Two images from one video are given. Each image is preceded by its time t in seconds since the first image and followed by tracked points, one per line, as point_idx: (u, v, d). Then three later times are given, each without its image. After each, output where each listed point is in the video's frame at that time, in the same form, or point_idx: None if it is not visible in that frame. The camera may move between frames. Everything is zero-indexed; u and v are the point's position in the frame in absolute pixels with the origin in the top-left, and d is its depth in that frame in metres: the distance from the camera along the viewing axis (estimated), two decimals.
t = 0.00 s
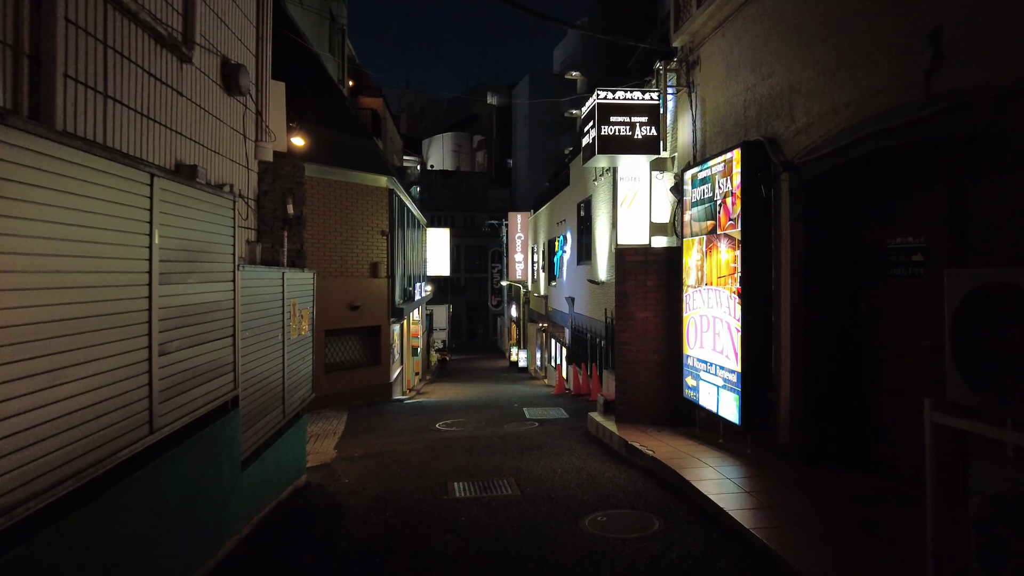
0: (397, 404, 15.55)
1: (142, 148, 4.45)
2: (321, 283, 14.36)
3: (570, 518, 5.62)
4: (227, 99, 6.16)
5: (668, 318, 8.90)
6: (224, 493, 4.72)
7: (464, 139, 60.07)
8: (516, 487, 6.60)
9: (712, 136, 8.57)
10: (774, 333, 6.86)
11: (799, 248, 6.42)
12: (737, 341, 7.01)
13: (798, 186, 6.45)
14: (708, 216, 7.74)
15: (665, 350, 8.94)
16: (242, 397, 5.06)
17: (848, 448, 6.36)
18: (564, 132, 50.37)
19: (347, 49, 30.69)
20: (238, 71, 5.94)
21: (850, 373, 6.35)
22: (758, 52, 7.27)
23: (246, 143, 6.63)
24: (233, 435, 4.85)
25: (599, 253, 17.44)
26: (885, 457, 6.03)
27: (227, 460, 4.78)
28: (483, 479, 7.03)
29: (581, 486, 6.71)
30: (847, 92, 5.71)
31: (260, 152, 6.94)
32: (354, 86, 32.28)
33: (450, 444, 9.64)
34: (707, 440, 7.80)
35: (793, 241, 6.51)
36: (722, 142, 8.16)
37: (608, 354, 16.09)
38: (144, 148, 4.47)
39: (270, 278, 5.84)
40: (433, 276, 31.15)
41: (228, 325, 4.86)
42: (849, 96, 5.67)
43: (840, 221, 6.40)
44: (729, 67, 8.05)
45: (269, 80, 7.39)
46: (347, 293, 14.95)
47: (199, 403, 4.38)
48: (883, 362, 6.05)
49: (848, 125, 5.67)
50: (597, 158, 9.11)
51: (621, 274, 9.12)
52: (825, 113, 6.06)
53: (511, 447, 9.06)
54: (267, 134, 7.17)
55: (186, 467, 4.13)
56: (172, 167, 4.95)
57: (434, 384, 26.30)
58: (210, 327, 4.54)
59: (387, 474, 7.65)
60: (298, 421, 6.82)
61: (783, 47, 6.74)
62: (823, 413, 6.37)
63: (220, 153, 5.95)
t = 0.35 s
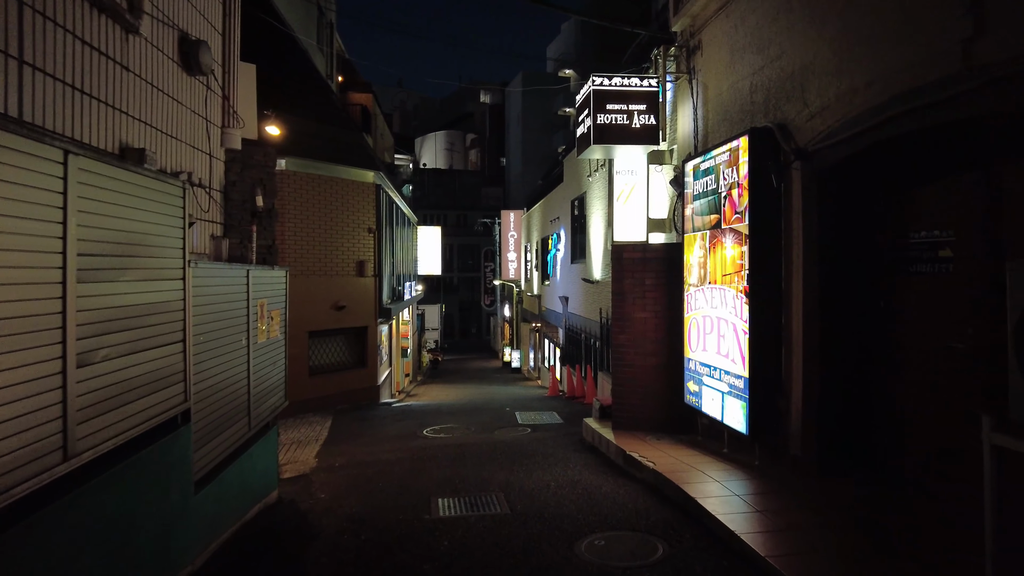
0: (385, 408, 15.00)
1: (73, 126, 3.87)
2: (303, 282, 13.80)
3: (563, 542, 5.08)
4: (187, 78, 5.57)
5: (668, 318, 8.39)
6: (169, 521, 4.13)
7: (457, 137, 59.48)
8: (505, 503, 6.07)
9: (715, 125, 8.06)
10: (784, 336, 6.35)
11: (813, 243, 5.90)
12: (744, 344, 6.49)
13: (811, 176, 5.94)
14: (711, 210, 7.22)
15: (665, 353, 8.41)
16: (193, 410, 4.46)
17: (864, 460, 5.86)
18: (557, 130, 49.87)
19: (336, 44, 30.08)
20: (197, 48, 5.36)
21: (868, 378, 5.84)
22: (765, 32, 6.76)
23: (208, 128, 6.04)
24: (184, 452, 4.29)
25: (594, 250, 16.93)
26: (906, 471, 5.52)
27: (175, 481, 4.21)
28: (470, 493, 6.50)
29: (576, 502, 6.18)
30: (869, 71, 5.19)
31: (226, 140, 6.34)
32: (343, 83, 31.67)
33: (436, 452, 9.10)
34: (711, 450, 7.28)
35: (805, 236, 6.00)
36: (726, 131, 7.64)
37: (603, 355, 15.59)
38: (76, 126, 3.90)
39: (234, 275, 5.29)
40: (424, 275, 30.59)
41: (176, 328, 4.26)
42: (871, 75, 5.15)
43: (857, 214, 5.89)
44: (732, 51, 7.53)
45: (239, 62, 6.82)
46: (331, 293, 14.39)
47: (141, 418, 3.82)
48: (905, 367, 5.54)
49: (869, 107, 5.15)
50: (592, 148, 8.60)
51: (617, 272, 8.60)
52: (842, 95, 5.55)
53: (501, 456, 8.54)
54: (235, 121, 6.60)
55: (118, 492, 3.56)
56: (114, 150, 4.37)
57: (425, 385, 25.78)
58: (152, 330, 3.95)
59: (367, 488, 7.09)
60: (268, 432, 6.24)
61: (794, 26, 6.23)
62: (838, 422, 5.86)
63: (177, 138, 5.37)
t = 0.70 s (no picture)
0: (375, 410, 14.48)
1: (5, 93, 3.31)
2: (289, 281, 13.28)
3: (569, 565, 4.59)
4: (155, 52, 5.00)
5: (675, 317, 7.91)
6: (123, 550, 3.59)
7: (450, 136, 58.99)
8: (503, 520, 5.57)
9: (725, 112, 7.59)
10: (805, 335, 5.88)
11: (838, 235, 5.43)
12: (761, 344, 6.02)
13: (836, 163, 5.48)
14: (723, 201, 6.76)
15: (672, 355, 7.94)
16: (153, 421, 3.92)
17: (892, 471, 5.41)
18: (550, 128, 49.43)
19: (325, 38, 29.49)
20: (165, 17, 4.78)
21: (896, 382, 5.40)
22: (783, 11, 6.29)
23: (178, 108, 5.50)
24: (143, 469, 3.76)
25: (591, 248, 16.47)
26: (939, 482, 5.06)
27: (132, 502, 3.67)
28: (465, 507, 6.01)
29: (579, 515, 5.70)
30: (906, 46, 4.73)
31: (200, 123, 5.83)
32: (333, 78, 31.12)
33: (429, 460, 8.60)
34: (722, 458, 6.80)
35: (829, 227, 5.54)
36: (738, 118, 7.19)
37: (601, 356, 15.10)
38: (8, 92, 3.33)
39: (202, 268, 4.76)
40: (416, 274, 30.05)
41: (132, 327, 3.72)
42: (909, 50, 4.69)
43: (885, 204, 5.43)
44: (744, 33, 7.07)
45: (214, 39, 6.24)
46: (319, 292, 13.86)
47: (89, 430, 3.29)
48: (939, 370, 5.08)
49: (907, 86, 4.69)
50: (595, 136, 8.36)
51: (620, 268, 8.12)
52: (873, 74, 5.09)
53: (498, 463, 8.05)
54: (209, 103, 6.03)
55: (59, 519, 3.01)
56: (62, 125, 3.80)
57: (417, 386, 25.31)
58: (100, 330, 3.39)
59: (354, 501, 6.59)
60: (245, 442, 5.72)
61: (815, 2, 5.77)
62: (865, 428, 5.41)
63: (142, 117, 4.82)
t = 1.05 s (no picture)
0: (355, 415, 13.92)
1: None
2: (264, 279, 12.69)
3: None
4: (103, 20, 4.31)
5: (674, 318, 7.46)
6: None
7: (433, 135, 58.37)
8: (493, 541, 5.08)
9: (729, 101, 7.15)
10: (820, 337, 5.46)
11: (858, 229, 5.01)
12: (771, 347, 5.60)
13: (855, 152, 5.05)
14: (729, 193, 6.34)
15: (670, 357, 7.50)
16: (89, 438, 3.36)
17: (914, 485, 5.00)
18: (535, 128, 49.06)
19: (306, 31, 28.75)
20: None
21: (919, 389, 4.99)
22: None
23: (131, 84, 4.78)
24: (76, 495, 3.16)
25: (579, 247, 16.06)
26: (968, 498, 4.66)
27: (62, 538, 3.07)
28: (450, 526, 5.51)
29: (576, 535, 5.22)
30: (938, 21, 4.30)
31: (159, 103, 5.16)
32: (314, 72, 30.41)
33: (411, 470, 8.08)
34: (726, 468, 6.37)
35: (847, 222, 5.11)
36: (743, 106, 6.76)
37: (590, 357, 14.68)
38: None
39: (154, 262, 4.18)
40: (398, 274, 29.43)
41: (61, 329, 3.16)
42: (942, 26, 4.27)
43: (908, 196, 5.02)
44: (749, 16, 6.65)
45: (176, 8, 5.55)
46: (296, 291, 13.28)
47: (1, 450, 2.66)
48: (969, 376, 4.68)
49: (939, 65, 4.27)
50: (589, 127, 8.03)
51: (616, 266, 7.67)
52: (898, 54, 4.67)
53: (485, 474, 7.56)
54: (170, 81, 5.34)
55: None
56: None
57: (398, 388, 24.71)
58: (18, 332, 2.83)
59: (330, 518, 6.07)
60: (207, 456, 5.17)
61: None
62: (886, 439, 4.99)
63: (83, 91, 4.08)
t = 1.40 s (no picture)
0: (335, 418, 13.36)
1: None
2: (239, 276, 12.10)
3: None
4: None
5: (674, 314, 7.01)
6: None
7: (417, 133, 57.79)
8: (483, 561, 4.60)
9: (733, 82, 6.71)
10: (837, 333, 5.03)
11: (881, 215, 4.58)
12: (784, 344, 5.17)
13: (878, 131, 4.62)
14: (736, 179, 5.90)
15: (669, 356, 7.05)
16: (5, 453, 2.82)
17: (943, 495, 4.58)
18: (520, 126, 48.63)
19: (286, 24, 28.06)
20: None
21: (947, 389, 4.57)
22: None
23: (70, 46, 4.16)
24: None
25: (568, 243, 15.63)
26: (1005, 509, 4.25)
27: None
28: (435, 543, 5.01)
29: (574, 552, 4.75)
30: None
31: (107, 72, 4.56)
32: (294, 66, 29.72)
33: (393, 478, 7.58)
34: (731, 475, 5.94)
35: (869, 207, 4.68)
36: (749, 86, 6.31)
37: (580, 356, 14.24)
38: None
39: (93, 245, 3.64)
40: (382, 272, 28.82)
41: None
42: None
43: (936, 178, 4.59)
44: None
45: None
46: (273, 288, 12.71)
47: None
48: (1005, 375, 4.26)
49: (977, 29, 3.84)
50: (584, 110, 7.63)
51: (612, 259, 7.22)
52: (927, 20, 4.23)
53: (472, 482, 7.08)
54: (120, 49, 4.73)
55: None
56: None
57: (382, 389, 24.12)
58: None
59: (304, 534, 5.55)
60: (161, 470, 4.64)
61: None
62: (912, 444, 4.56)
63: (7, 46, 3.44)
